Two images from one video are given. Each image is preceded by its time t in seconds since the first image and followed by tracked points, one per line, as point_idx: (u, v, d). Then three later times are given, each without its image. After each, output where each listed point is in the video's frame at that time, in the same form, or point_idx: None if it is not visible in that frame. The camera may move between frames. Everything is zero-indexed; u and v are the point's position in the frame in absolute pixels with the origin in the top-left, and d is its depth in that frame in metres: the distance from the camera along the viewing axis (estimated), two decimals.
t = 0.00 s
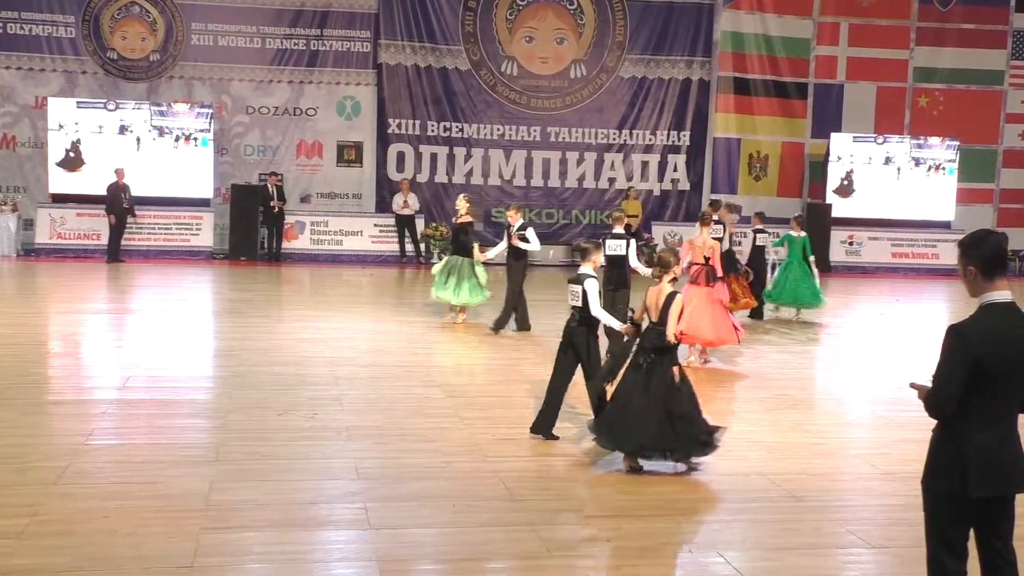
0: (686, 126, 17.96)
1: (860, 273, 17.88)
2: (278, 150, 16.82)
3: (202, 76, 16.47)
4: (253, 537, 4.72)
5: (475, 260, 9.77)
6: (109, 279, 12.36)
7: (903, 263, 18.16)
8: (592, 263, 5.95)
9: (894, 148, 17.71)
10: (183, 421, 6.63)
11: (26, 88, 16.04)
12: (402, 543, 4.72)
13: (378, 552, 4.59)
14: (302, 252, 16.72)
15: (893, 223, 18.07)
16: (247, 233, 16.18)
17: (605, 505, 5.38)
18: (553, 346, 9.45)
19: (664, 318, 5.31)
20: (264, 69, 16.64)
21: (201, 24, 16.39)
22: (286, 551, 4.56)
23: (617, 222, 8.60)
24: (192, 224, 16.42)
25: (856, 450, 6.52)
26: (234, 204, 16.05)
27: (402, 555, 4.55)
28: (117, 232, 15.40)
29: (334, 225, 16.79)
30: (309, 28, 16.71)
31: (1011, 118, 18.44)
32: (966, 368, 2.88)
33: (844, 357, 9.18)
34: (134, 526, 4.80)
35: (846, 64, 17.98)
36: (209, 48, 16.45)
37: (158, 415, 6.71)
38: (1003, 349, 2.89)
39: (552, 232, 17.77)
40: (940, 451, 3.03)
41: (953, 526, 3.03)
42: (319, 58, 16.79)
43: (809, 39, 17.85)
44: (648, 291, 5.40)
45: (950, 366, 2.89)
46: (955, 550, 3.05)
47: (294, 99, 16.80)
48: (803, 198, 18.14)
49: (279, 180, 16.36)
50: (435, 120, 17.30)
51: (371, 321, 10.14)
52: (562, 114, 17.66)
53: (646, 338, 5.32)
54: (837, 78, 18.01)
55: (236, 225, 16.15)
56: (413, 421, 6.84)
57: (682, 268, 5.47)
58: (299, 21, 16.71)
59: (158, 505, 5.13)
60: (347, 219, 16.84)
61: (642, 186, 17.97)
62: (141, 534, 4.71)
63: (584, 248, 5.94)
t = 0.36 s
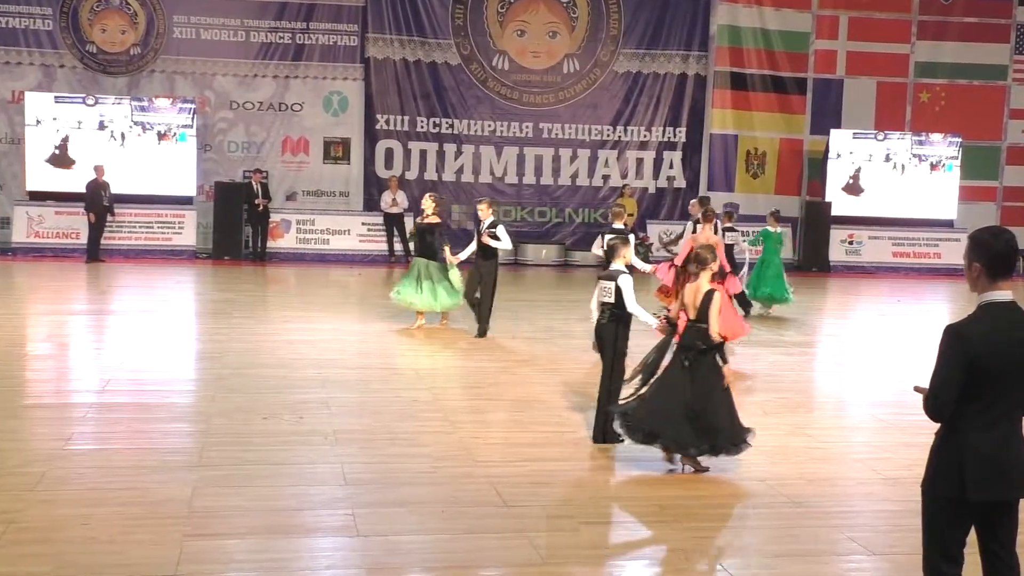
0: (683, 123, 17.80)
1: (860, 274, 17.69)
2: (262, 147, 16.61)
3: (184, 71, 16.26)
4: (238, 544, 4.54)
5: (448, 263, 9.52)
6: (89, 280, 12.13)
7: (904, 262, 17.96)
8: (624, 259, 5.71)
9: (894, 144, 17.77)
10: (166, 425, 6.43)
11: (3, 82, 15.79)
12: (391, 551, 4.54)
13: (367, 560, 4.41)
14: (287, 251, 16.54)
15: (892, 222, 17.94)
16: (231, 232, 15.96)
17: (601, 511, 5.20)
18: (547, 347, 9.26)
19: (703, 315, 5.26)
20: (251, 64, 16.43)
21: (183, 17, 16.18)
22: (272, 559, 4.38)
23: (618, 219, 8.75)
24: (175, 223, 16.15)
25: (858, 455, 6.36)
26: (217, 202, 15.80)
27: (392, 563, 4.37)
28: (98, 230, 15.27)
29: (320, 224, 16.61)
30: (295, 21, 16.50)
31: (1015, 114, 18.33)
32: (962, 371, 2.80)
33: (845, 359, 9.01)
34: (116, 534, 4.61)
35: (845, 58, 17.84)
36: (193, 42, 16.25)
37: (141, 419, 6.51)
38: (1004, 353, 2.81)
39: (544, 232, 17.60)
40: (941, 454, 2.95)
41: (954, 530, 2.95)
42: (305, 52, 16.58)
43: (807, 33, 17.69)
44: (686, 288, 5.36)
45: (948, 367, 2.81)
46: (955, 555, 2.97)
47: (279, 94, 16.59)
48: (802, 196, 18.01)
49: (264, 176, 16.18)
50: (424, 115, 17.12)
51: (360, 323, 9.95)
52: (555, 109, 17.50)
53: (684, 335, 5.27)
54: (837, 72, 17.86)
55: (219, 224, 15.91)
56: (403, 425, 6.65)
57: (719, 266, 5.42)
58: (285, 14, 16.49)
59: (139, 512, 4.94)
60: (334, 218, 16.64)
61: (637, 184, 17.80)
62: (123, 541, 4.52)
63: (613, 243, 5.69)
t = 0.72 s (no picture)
0: (682, 119, 17.60)
1: (865, 274, 17.54)
2: (250, 143, 16.40)
3: (170, 65, 16.05)
4: (224, 552, 4.35)
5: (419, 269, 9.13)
6: (70, 280, 11.91)
7: (910, 262, 17.83)
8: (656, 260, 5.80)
9: (901, 141, 17.47)
10: (151, 430, 6.24)
11: None
12: (384, 559, 4.35)
13: (358, 569, 4.22)
14: (276, 251, 16.34)
15: (900, 220, 17.68)
16: (218, 231, 15.76)
17: (599, 518, 5.01)
18: (544, 350, 9.08)
19: (745, 318, 5.25)
20: (240, 57, 16.23)
21: (168, 10, 16.00)
22: (259, 568, 4.19)
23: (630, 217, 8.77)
24: (160, 221, 15.93)
25: (862, 460, 6.18)
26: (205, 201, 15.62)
27: (384, 572, 4.18)
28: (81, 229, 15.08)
29: (310, 223, 16.41)
30: (284, 14, 16.32)
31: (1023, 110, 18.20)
32: (970, 371, 2.72)
33: (849, 362, 8.84)
34: (100, 542, 4.42)
35: (849, 53, 17.70)
36: (179, 35, 16.04)
37: (125, 423, 6.32)
38: (1015, 351, 2.71)
39: (540, 231, 17.45)
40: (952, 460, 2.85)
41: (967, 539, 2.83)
42: (295, 45, 16.38)
43: (812, 26, 17.58)
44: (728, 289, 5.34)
45: (955, 368, 2.72)
46: (969, 565, 2.85)
47: (268, 89, 16.39)
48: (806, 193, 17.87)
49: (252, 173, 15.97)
50: (417, 111, 16.94)
51: (352, 325, 9.76)
52: (552, 105, 17.33)
53: (726, 339, 5.28)
54: (842, 67, 17.70)
55: (206, 222, 15.71)
56: (395, 429, 6.46)
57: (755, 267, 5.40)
58: (274, 7, 16.31)
59: (124, 519, 4.74)
60: (324, 216, 16.45)
61: (636, 181, 17.58)
62: (105, 550, 4.33)
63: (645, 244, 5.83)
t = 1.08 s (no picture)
0: (685, 116, 17.45)
1: (874, 274, 17.43)
2: (241, 141, 16.23)
3: (159, 61, 15.87)
4: (210, 562, 4.17)
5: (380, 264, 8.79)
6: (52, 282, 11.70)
7: (919, 263, 17.69)
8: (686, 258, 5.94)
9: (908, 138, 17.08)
10: (138, 435, 6.06)
11: None
12: (377, 568, 4.18)
13: None
14: (268, 251, 16.18)
15: (907, 220, 17.50)
16: (208, 232, 15.56)
17: (598, 526, 4.84)
18: (544, 353, 8.91)
19: (785, 317, 5.28)
20: (230, 53, 16.06)
21: (157, 5, 15.82)
22: None
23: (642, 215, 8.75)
24: (149, 221, 15.80)
25: (870, 466, 6.02)
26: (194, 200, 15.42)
27: None
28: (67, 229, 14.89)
29: (304, 223, 16.24)
30: (277, 9, 16.17)
31: None
32: (987, 373, 2.64)
33: (859, 365, 8.68)
34: (85, 551, 4.24)
35: (857, 48, 17.57)
36: (168, 30, 15.87)
37: (111, 429, 6.14)
38: None
39: (540, 231, 17.29)
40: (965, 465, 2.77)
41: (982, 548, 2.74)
42: (287, 40, 16.23)
43: (818, 21, 17.45)
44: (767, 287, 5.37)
45: (971, 370, 2.64)
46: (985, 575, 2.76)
47: (259, 87, 16.22)
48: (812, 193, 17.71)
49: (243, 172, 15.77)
50: (413, 108, 16.77)
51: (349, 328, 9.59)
52: (551, 101, 17.17)
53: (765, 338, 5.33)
54: (848, 63, 17.59)
55: (196, 223, 15.52)
56: (390, 435, 6.28)
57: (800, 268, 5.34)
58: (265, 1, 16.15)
59: (112, 527, 4.57)
60: (317, 216, 16.27)
61: (638, 179, 17.46)
62: (90, 559, 4.15)
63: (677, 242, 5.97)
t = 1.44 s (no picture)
0: (685, 117, 17.44)
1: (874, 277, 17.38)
2: (241, 143, 16.21)
3: (158, 62, 15.85)
4: (209, 565, 4.15)
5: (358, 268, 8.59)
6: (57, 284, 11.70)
7: (920, 265, 17.67)
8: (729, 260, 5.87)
9: (910, 140, 17.05)
10: (136, 438, 6.04)
11: None
12: (376, 572, 4.16)
13: None
14: (268, 253, 16.14)
15: (908, 222, 17.47)
16: (207, 233, 15.55)
17: (598, 529, 4.82)
18: (544, 355, 8.89)
19: (831, 317, 5.36)
20: (229, 54, 16.04)
21: (155, 6, 15.79)
22: None
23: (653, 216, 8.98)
24: (149, 223, 15.75)
25: (872, 470, 5.99)
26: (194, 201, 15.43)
27: None
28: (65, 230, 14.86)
29: (303, 224, 16.20)
30: (276, 10, 16.14)
31: None
32: (991, 375, 2.62)
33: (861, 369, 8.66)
34: (81, 554, 4.22)
35: (858, 49, 17.54)
36: (166, 31, 15.84)
37: (109, 432, 6.11)
38: None
39: (540, 232, 17.28)
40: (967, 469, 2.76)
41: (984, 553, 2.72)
42: (287, 42, 16.20)
43: (819, 23, 17.44)
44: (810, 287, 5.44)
45: (975, 372, 2.63)
46: None
47: (259, 88, 16.20)
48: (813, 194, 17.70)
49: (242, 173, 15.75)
50: (413, 110, 16.76)
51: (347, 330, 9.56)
52: (550, 103, 17.14)
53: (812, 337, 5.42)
54: (849, 64, 17.56)
55: (196, 224, 15.51)
56: (390, 438, 6.26)
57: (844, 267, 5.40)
58: (264, 3, 16.13)
59: (110, 530, 4.55)
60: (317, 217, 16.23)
61: (639, 182, 17.43)
62: (88, 563, 4.12)
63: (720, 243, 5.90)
